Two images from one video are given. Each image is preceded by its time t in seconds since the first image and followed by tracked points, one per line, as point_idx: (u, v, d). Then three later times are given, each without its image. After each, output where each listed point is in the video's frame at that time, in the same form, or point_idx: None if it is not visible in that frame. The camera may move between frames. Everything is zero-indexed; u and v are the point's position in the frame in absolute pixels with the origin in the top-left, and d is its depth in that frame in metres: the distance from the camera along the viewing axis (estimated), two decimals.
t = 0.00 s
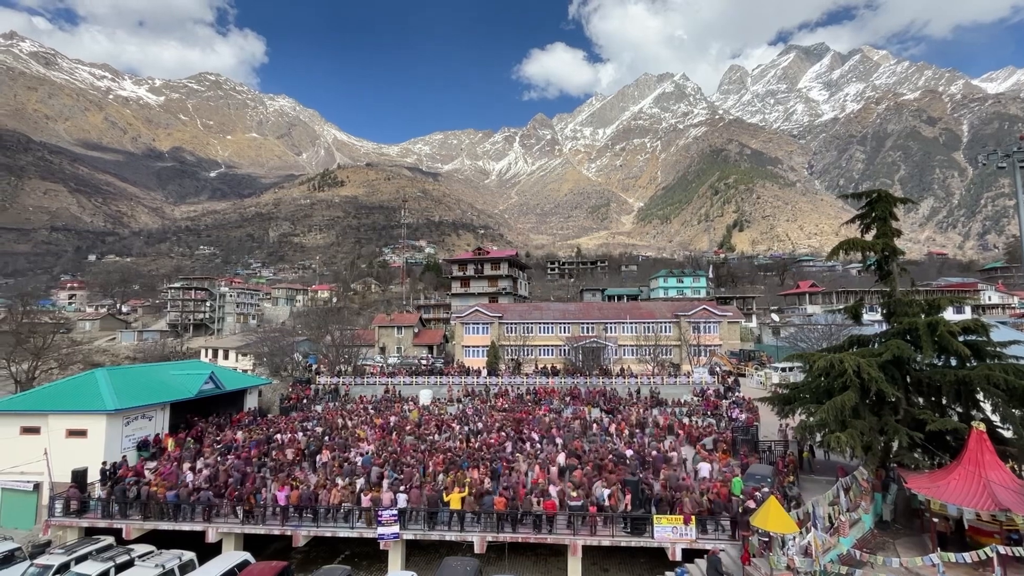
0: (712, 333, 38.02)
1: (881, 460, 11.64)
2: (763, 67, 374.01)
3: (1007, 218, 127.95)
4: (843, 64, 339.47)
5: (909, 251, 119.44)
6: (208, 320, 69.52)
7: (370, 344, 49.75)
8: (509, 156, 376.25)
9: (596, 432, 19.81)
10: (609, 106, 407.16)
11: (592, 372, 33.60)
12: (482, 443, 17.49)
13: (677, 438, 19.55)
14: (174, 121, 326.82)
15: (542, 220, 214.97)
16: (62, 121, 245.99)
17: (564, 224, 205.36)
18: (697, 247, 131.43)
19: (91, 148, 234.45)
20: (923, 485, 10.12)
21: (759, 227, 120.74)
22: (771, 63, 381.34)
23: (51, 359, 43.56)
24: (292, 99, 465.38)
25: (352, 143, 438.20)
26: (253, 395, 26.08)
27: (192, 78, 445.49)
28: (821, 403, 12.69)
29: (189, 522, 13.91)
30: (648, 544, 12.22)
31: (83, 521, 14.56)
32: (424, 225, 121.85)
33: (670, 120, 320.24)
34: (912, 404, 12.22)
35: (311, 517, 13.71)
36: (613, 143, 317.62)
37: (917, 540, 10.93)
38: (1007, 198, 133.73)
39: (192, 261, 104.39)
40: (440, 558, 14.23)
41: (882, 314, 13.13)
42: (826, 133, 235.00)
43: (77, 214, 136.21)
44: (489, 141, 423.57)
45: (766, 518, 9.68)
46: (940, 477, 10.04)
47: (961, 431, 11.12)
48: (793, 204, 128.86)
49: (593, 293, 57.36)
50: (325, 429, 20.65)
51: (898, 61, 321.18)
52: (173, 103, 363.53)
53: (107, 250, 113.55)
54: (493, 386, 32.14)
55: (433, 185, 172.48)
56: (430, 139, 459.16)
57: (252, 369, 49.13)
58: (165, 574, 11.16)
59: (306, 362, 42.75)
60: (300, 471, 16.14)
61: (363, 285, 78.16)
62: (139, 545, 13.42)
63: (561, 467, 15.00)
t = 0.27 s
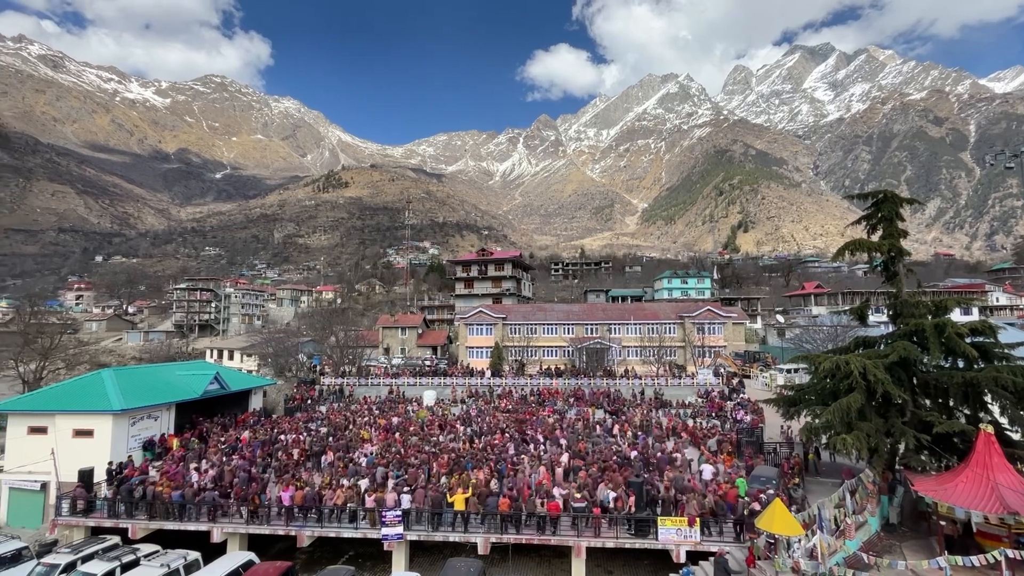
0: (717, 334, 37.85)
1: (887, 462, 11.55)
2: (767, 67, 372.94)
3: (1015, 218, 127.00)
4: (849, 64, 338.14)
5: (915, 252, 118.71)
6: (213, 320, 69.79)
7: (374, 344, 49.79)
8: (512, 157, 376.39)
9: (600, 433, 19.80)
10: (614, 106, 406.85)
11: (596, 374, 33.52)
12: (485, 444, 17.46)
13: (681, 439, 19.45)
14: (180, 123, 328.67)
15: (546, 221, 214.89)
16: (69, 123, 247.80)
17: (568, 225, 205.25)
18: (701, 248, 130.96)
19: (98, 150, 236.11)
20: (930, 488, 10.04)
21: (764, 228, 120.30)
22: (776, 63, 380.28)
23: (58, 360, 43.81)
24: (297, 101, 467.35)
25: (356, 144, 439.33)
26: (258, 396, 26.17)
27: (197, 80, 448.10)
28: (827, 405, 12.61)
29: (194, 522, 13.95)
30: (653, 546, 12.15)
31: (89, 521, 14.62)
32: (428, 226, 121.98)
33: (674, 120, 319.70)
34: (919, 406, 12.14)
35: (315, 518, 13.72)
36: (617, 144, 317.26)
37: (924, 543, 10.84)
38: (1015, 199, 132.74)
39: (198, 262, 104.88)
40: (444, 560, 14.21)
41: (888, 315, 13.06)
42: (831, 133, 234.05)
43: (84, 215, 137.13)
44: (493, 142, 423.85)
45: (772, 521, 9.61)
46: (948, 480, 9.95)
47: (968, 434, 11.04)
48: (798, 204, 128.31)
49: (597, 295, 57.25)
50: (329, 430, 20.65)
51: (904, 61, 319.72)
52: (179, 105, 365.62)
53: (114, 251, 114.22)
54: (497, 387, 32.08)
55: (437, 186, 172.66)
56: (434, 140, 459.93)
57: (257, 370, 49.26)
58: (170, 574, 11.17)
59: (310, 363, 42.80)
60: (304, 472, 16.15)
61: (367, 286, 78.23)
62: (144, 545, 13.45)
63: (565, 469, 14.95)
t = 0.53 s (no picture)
0: (725, 337, 37.61)
1: (898, 467, 11.39)
2: (776, 69, 371.27)
3: None
4: (858, 65, 336.05)
5: (927, 255, 117.50)
6: (222, 322, 70.27)
7: (381, 347, 49.92)
8: (519, 160, 376.81)
9: (607, 436, 19.70)
10: (621, 109, 406.61)
11: (603, 376, 33.40)
12: (491, 447, 17.38)
13: (689, 443, 19.31)
14: (190, 127, 331.95)
15: (553, 223, 214.88)
16: (83, 128, 251.08)
17: (574, 227, 205.06)
18: (709, 250, 130.35)
19: (110, 154, 238.89)
20: (942, 493, 9.89)
21: (773, 230, 119.59)
22: (784, 64, 378.52)
23: (70, 361, 44.30)
24: (306, 105, 470.74)
25: (364, 147, 441.61)
26: (265, 398, 26.27)
27: (208, 85, 452.61)
28: (837, 409, 12.45)
29: (202, 523, 14.01)
30: (661, 551, 12.01)
31: (99, 521, 14.69)
32: (435, 229, 122.34)
33: (682, 122, 318.63)
34: (931, 410, 11.98)
35: (322, 519, 13.72)
36: (624, 146, 316.76)
37: (937, 550, 10.66)
38: None
39: (207, 265, 105.72)
40: (450, 563, 14.18)
41: (899, 319, 12.90)
42: (841, 135, 232.52)
43: (96, 218, 138.69)
44: (500, 145, 424.57)
45: (782, 526, 9.48)
46: (960, 485, 9.80)
47: (981, 438, 10.88)
48: (807, 206, 127.46)
49: (604, 297, 57.09)
50: (336, 431, 20.73)
51: (914, 62, 317.30)
52: (189, 109, 369.34)
53: (125, 253, 115.35)
54: (504, 390, 32.03)
55: (444, 189, 173.18)
56: (441, 143, 461.43)
57: (265, 371, 49.53)
58: (179, 574, 11.21)
59: (318, 364, 42.94)
60: (311, 472, 16.17)
61: (374, 288, 78.51)
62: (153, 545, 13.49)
63: (573, 472, 14.82)
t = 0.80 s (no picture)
0: (737, 341, 37.23)
1: (916, 474, 11.16)
2: (788, 71, 368.84)
3: None
4: (872, 67, 332.50)
5: (944, 258, 115.58)
6: (235, 326, 70.95)
7: (391, 350, 50.07)
8: (529, 164, 377.39)
9: (617, 441, 19.56)
10: (631, 112, 406.00)
11: (613, 381, 33.21)
12: (501, 452, 17.33)
13: (701, 448, 19.09)
14: (205, 133, 336.76)
15: (563, 227, 214.66)
16: (101, 134, 255.75)
17: (584, 231, 204.61)
18: (721, 254, 129.32)
19: (127, 160, 242.95)
20: (962, 502, 9.66)
21: (785, 234, 118.47)
22: (796, 66, 375.83)
23: (87, 364, 44.94)
24: (318, 110, 475.35)
25: (375, 152, 444.85)
26: (277, 400, 26.42)
27: (222, 92, 459.18)
28: (853, 416, 12.23)
29: (215, 524, 14.13)
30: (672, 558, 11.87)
31: (114, 522, 14.84)
32: (445, 233, 122.67)
33: (692, 125, 317.29)
34: (949, 417, 11.74)
35: (332, 522, 13.72)
36: (634, 150, 316.14)
37: (956, 560, 10.42)
38: None
39: (221, 269, 106.95)
40: (459, 567, 14.10)
41: (916, 323, 12.66)
42: (855, 137, 230.17)
43: (114, 224, 141.01)
44: (510, 149, 425.55)
45: (796, 534, 9.32)
46: (980, 494, 9.57)
47: (1002, 446, 10.60)
48: (820, 210, 126.22)
49: (614, 301, 56.88)
50: (346, 435, 20.76)
51: (929, 63, 313.53)
52: (204, 116, 374.75)
53: (141, 258, 117.05)
54: (513, 394, 31.96)
55: (454, 193, 173.74)
56: (451, 148, 463.44)
57: (277, 375, 49.88)
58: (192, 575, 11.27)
59: (329, 368, 43.16)
60: (321, 475, 16.21)
61: (384, 292, 78.79)
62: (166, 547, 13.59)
63: (582, 476, 14.73)
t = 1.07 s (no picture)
0: (754, 348, 36.68)
1: (942, 486, 10.81)
2: (805, 74, 365.15)
3: None
4: (892, 69, 327.51)
5: (969, 263, 112.86)
6: (253, 331, 71.86)
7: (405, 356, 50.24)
8: (543, 171, 378.00)
9: (632, 448, 19.32)
10: (645, 118, 404.95)
11: (628, 388, 32.84)
12: (514, 458, 17.22)
13: (718, 457, 18.78)
14: (225, 143, 343.43)
15: (577, 233, 214.22)
16: (125, 145, 262.21)
17: (599, 237, 204.00)
18: (737, 259, 127.92)
19: (150, 169, 248.80)
20: (991, 516, 9.35)
21: (804, 239, 116.81)
22: (814, 69, 372.02)
23: (111, 368, 45.86)
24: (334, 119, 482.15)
25: (390, 160, 449.26)
26: (293, 405, 26.61)
27: (242, 102, 468.37)
28: (875, 424, 11.94)
29: (233, 528, 14.17)
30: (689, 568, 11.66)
31: (134, 524, 15.03)
32: (459, 239, 123.11)
33: (708, 130, 315.43)
34: (977, 426, 11.37)
35: (347, 528, 13.72)
36: (649, 155, 315.04)
37: None
38: None
39: (240, 275, 108.60)
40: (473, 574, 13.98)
41: (940, 330, 12.34)
42: (875, 140, 226.65)
43: (137, 231, 144.20)
44: (524, 156, 426.82)
45: (818, 546, 9.08)
46: (1012, 508, 9.23)
47: None
48: (839, 214, 124.35)
49: (628, 307, 56.47)
50: (360, 440, 20.80)
51: (952, 64, 307.92)
52: (224, 126, 382.38)
53: (162, 265, 119.43)
54: (527, 400, 31.81)
55: (468, 200, 174.56)
56: (465, 155, 466.09)
57: (293, 380, 50.36)
58: None
59: (344, 373, 43.42)
60: (335, 480, 16.23)
61: (399, 298, 79.18)
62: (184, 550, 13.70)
63: (597, 483, 14.57)
